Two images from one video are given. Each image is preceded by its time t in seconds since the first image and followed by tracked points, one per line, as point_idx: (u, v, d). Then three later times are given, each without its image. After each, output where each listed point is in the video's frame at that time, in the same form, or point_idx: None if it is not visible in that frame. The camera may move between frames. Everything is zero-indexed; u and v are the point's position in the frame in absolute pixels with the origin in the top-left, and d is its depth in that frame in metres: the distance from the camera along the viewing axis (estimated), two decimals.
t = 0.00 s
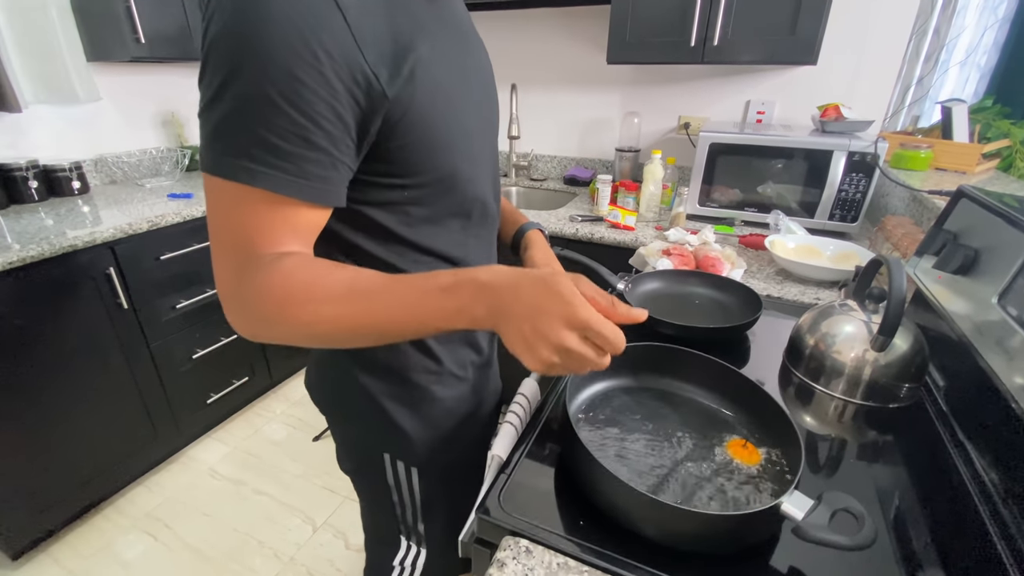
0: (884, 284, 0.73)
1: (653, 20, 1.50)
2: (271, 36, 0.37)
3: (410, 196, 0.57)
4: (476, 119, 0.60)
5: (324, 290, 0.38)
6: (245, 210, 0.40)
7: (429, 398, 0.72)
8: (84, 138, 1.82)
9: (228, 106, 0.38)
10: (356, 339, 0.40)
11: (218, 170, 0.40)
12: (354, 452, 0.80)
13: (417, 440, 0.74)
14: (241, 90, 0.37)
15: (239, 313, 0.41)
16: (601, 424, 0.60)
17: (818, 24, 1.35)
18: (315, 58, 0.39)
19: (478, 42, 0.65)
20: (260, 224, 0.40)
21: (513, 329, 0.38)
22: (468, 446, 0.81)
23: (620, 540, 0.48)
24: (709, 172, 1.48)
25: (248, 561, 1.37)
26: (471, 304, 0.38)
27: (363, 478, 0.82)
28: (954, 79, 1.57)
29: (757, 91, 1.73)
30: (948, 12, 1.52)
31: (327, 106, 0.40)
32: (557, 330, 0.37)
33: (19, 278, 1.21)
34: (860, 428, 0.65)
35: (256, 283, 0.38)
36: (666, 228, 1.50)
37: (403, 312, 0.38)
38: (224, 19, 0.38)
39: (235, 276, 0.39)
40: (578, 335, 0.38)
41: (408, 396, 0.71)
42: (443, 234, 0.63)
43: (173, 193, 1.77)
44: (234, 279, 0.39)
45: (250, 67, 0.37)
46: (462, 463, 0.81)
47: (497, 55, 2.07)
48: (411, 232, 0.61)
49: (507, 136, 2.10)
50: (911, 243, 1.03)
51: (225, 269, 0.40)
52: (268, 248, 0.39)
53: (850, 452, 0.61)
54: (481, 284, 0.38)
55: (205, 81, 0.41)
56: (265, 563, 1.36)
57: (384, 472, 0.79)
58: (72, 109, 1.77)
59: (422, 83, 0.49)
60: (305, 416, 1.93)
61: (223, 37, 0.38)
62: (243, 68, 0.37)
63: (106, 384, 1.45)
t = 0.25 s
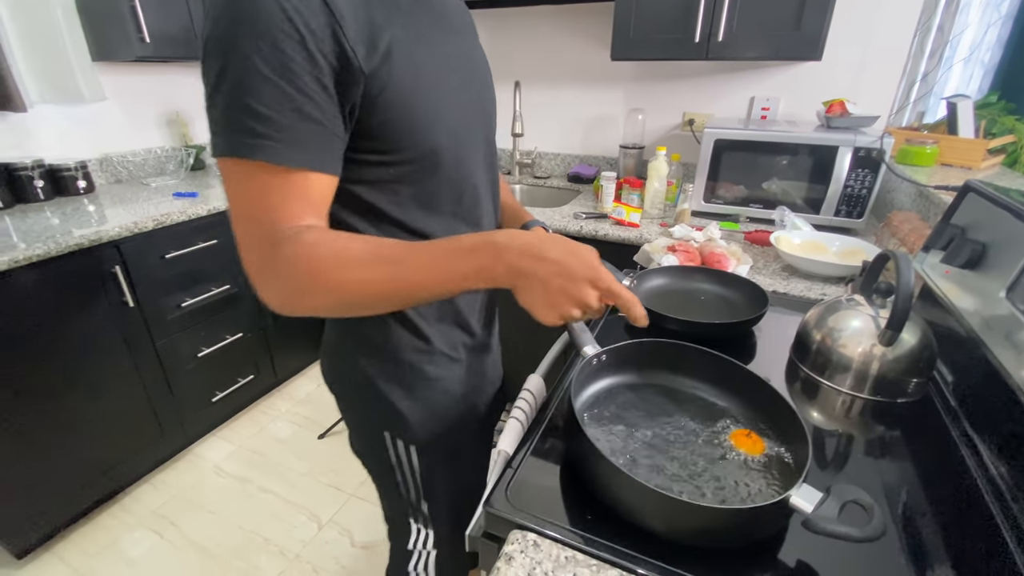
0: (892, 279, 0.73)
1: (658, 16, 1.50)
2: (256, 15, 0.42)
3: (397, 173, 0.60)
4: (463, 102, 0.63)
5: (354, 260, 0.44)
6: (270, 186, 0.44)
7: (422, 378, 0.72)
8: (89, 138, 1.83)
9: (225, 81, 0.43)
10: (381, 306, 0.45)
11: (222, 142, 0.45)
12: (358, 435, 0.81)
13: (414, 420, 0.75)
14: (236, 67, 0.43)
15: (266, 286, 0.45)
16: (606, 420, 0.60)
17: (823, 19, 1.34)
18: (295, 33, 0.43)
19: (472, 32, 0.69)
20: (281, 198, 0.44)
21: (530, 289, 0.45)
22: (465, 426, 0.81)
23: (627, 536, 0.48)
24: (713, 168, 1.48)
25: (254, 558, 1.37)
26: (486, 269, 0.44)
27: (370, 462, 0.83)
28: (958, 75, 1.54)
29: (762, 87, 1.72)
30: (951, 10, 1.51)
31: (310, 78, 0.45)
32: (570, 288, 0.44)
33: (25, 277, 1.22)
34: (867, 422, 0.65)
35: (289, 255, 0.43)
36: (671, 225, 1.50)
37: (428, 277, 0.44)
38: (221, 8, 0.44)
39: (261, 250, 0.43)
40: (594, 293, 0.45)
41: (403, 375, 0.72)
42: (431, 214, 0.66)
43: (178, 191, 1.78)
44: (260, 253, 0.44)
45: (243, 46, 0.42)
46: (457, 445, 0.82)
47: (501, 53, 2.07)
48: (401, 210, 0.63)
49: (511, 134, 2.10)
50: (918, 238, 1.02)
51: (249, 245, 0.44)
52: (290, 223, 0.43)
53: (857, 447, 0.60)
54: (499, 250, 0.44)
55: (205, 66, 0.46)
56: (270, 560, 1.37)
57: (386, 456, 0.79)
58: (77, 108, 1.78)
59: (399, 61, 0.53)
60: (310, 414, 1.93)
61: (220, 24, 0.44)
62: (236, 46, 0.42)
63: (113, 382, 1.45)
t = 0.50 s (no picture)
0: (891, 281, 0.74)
1: (659, 20, 1.51)
2: (271, 20, 0.50)
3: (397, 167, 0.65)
4: (462, 103, 0.68)
5: (405, 253, 0.52)
6: (332, 183, 0.52)
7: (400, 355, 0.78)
8: (97, 142, 1.85)
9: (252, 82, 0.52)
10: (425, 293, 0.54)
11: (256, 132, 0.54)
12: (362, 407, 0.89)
13: (395, 395, 0.81)
14: (262, 68, 0.51)
15: (327, 264, 0.54)
16: (610, 420, 0.61)
17: (824, 22, 1.35)
18: (303, 32, 0.50)
19: (477, 41, 0.74)
20: (340, 194, 0.52)
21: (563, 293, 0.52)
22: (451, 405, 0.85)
23: (631, 534, 0.49)
24: (715, 170, 1.49)
25: (261, 557, 1.39)
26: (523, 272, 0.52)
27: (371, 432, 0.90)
28: (960, 75, 1.54)
29: (763, 89, 1.73)
30: (953, 11, 1.51)
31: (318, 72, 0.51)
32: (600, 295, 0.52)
33: (36, 280, 1.24)
34: (867, 422, 0.66)
35: (348, 245, 0.51)
36: (673, 227, 1.51)
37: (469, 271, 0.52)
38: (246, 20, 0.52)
39: (325, 236, 0.52)
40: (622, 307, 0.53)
41: (384, 351, 0.78)
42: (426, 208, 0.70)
43: (185, 195, 1.80)
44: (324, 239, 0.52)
45: (264, 47, 0.50)
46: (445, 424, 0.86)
47: (503, 56, 2.08)
48: (395, 203, 0.68)
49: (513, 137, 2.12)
50: (918, 239, 1.03)
51: (313, 230, 0.52)
52: (349, 213, 0.51)
53: (858, 446, 0.61)
54: (539, 258, 0.51)
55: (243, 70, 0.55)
56: (278, 560, 1.38)
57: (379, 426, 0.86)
58: (85, 113, 1.80)
59: (398, 63, 0.59)
60: (315, 415, 1.95)
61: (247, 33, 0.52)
62: (263, 44, 0.50)
63: (121, 383, 1.47)
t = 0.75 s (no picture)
0: (881, 290, 0.76)
1: (657, 31, 1.53)
2: (272, 39, 0.52)
3: (383, 182, 0.68)
4: (449, 123, 0.71)
5: (366, 260, 0.56)
6: (302, 193, 0.55)
7: (390, 357, 0.80)
8: (103, 151, 1.88)
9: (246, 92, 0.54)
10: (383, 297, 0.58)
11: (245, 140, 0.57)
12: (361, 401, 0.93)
13: (390, 394, 0.83)
14: (256, 81, 0.53)
15: (291, 267, 0.58)
16: (606, 430, 0.63)
17: (818, 33, 1.38)
18: (299, 52, 0.53)
19: (468, 65, 0.78)
20: (309, 203, 0.55)
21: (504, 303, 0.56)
22: (445, 400, 0.88)
23: (628, 538, 0.51)
24: (712, 178, 1.51)
25: (266, 561, 1.40)
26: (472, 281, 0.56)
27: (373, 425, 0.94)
28: (957, 80, 1.59)
29: (760, 98, 1.76)
30: (950, 15, 1.54)
31: (310, 91, 0.54)
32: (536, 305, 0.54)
33: (45, 288, 1.26)
34: (859, 428, 0.68)
35: (314, 251, 0.55)
36: (671, 234, 1.53)
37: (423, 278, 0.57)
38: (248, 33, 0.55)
39: (292, 241, 0.55)
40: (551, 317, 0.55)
41: (373, 354, 0.81)
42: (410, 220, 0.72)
43: (190, 202, 1.82)
44: (291, 244, 0.55)
45: (261, 63, 0.52)
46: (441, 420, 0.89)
47: (503, 65, 2.11)
48: (383, 213, 0.70)
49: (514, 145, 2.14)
50: (910, 248, 1.05)
51: (282, 235, 0.56)
52: (314, 222, 0.55)
53: (851, 451, 0.63)
54: (485, 270, 0.56)
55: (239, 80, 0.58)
56: (282, 563, 1.40)
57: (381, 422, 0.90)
58: (91, 122, 1.82)
59: (388, 84, 0.62)
60: (318, 420, 1.97)
61: (246, 46, 0.54)
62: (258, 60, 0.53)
63: (127, 389, 1.49)
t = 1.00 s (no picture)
0: (872, 295, 0.78)
1: (654, 39, 1.56)
2: (241, 57, 0.54)
3: (354, 194, 0.70)
4: (418, 136, 0.74)
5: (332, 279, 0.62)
6: (273, 215, 0.58)
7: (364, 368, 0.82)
8: (108, 157, 1.91)
9: (212, 108, 0.56)
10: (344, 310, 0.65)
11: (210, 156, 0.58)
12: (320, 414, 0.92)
13: (359, 406, 0.84)
14: (223, 99, 0.55)
15: (257, 282, 0.62)
16: (602, 436, 0.65)
17: (812, 41, 1.40)
18: (271, 72, 0.55)
19: (435, 78, 0.82)
20: (280, 225, 0.59)
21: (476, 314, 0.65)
22: (415, 414, 0.90)
23: (624, 537, 0.52)
24: (709, 183, 1.53)
25: (269, 563, 1.42)
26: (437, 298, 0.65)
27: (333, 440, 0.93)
28: (953, 85, 1.61)
29: (756, 104, 1.78)
30: (946, 20, 1.56)
31: (281, 109, 0.56)
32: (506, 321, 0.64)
33: (52, 293, 1.28)
34: (851, 429, 0.70)
35: (283, 271, 0.60)
36: (668, 238, 1.55)
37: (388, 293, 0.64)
38: (211, 49, 0.56)
39: (261, 260, 0.59)
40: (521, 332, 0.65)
41: (347, 364, 0.82)
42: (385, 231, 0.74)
43: (193, 208, 1.85)
44: (258, 261, 0.59)
45: (228, 82, 0.54)
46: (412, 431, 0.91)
47: (503, 71, 2.13)
48: (357, 224, 0.72)
49: (513, 150, 2.16)
50: (902, 253, 1.07)
51: (248, 252, 0.59)
52: (280, 241, 0.59)
53: (843, 453, 0.65)
54: (451, 289, 0.64)
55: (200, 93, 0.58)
56: (285, 565, 1.41)
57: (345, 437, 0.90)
58: (97, 129, 1.85)
59: (358, 100, 0.65)
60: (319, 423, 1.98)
61: (211, 62, 0.56)
62: (223, 74, 0.54)
63: (132, 392, 1.51)
